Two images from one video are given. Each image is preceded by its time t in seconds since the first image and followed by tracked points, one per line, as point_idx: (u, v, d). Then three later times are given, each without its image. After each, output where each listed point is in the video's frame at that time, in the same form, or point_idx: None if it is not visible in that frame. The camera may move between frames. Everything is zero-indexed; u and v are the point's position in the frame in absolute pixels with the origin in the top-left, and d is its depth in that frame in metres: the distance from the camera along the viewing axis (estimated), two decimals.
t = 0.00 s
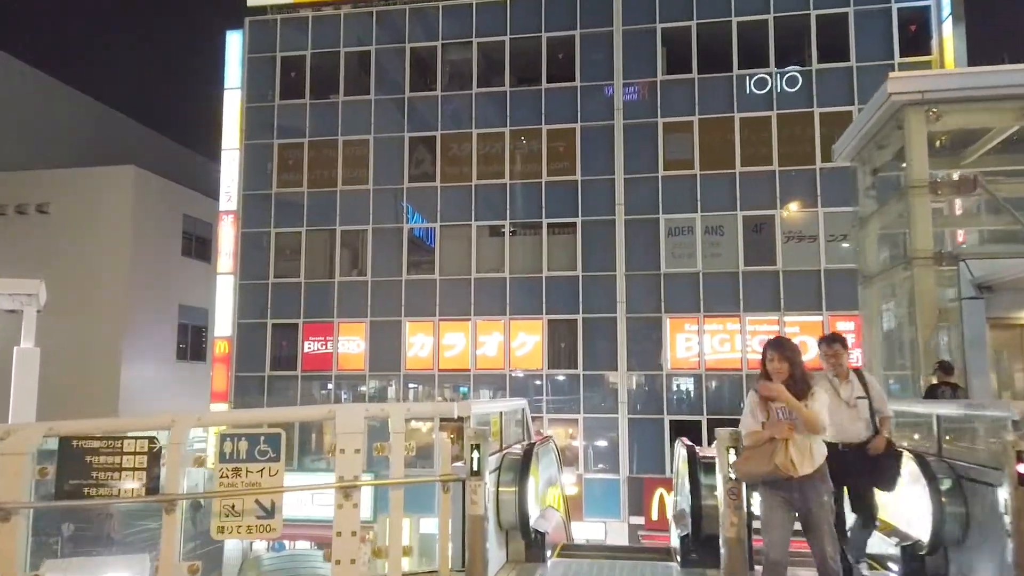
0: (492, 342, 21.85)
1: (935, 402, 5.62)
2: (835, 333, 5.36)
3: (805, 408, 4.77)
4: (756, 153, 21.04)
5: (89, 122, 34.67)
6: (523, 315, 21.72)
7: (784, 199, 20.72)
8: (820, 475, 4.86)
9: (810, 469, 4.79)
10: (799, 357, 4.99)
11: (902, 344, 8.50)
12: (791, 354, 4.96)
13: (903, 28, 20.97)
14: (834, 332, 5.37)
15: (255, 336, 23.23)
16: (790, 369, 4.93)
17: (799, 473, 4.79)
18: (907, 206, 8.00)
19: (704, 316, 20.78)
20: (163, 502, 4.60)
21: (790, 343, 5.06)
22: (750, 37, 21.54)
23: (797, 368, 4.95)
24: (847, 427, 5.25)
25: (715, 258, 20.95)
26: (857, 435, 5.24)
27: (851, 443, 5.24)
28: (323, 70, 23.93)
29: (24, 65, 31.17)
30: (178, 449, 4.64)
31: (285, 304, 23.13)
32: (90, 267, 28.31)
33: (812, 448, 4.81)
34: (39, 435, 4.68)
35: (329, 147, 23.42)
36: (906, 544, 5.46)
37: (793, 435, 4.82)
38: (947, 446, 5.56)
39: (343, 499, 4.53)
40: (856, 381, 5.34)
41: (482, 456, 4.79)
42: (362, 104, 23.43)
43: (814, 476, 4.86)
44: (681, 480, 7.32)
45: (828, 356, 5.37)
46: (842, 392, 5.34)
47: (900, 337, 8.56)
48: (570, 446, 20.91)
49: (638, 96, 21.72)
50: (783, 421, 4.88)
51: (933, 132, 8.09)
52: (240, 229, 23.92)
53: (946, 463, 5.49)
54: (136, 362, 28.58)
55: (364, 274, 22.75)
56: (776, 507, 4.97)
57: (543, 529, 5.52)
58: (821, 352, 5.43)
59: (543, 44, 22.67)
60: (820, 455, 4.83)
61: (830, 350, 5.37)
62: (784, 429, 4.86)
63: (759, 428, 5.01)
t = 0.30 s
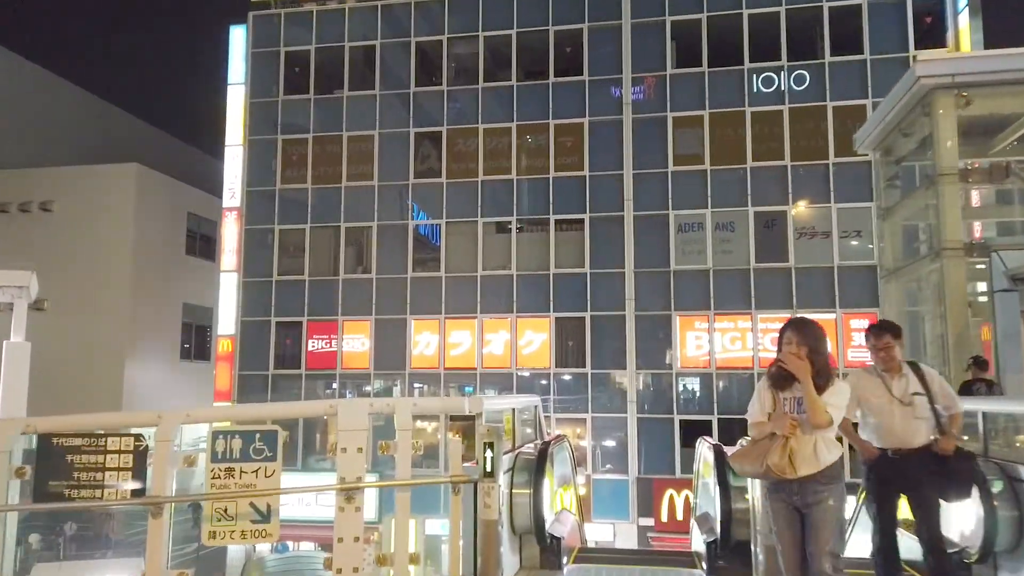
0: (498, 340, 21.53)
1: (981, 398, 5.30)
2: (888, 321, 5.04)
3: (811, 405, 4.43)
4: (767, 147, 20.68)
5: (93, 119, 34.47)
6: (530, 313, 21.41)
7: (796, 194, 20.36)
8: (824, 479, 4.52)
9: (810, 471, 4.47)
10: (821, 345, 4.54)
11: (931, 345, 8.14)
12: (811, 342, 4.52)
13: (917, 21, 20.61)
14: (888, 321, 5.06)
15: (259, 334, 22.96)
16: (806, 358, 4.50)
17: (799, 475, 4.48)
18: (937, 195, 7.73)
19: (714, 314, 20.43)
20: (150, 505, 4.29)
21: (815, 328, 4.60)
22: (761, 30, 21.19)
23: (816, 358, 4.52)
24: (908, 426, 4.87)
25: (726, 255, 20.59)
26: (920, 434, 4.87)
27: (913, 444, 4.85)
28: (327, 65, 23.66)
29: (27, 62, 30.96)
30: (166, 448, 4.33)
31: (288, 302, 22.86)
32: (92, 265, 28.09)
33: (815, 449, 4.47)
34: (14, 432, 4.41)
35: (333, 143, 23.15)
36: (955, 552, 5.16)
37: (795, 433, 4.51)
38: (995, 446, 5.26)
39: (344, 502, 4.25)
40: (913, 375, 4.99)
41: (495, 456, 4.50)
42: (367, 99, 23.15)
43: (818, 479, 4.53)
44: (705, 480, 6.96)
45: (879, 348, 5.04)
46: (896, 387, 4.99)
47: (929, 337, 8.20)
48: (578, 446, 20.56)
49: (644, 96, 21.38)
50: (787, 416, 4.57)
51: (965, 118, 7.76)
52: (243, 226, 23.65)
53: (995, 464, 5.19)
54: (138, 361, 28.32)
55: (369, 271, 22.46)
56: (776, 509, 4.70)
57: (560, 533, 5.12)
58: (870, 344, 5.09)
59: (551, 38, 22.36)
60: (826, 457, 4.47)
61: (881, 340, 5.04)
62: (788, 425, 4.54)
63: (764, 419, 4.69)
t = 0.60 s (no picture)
0: (499, 340, 21.27)
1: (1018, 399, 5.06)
2: (915, 309, 4.73)
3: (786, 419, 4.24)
4: (772, 146, 20.42)
5: (91, 118, 34.19)
6: (532, 313, 21.15)
7: (801, 192, 20.12)
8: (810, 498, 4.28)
9: (789, 490, 4.29)
10: (819, 355, 4.22)
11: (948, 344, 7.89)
12: (807, 350, 4.22)
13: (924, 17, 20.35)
14: (916, 308, 4.74)
15: (257, 334, 22.69)
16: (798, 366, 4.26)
17: (778, 491, 4.34)
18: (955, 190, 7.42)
19: (718, 314, 20.17)
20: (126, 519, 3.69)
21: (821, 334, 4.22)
22: (766, 27, 20.94)
23: (810, 367, 4.25)
24: (948, 425, 4.61)
25: (730, 254, 20.33)
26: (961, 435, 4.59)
27: (956, 445, 4.58)
28: (326, 62, 23.41)
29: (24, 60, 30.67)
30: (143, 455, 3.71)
31: (287, 301, 22.61)
32: (92, 265, 27.85)
33: (795, 465, 4.28)
34: None
35: (333, 141, 22.91)
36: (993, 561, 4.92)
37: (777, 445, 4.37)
38: None
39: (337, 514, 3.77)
40: (949, 368, 4.70)
41: (498, 464, 4.15)
42: (367, 97, 22.90)
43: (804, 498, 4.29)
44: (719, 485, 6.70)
45: (907, 342, 4.77)
46: (930, 383, 4.72)
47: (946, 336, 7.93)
48: (580, 447, 20.29)
49: (645, 97, 21.11)
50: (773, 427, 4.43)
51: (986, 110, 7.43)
52: (242, 225, 23.39)
53: None
54: (137, 362, 28.04)
55: (369, 270, 22.20)
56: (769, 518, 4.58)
57: (566, 545, 4.88)
58: (898, 337, 4.81)
59: (553, 34, 22.11)
60: (807, 477, 4.24)
61: (909, 333, 4.75)
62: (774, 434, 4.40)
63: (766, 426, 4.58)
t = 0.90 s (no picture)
0: (499, 340, 20.98)
1: None
2: (924, 290, 4.06)
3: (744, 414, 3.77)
4: (776, 142, 20.11)
5: (87, 116, 33.87)
6: (532, 312, 20.86)
7: (805, 189, 19.82)
8: (775, 508, 3.67)
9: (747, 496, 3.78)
10: (788, 342, 3.68)
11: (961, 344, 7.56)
12: (775, 337, 3.72)
13: (929, 12, 20.00)
14: (927, 290, 4.06)
15: (254, 334, 22.40)
16: (766, 356, 3.77)
17: (741, 498, 3.83)
18: (972, 181, 7.07)
19: (721, 313, 19.86)
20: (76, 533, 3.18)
21: (799, 324, 3.65)
22: (768, 21, 20.65)
23: (778, 358, 3.73)
24: (966, 427, 3.90)
25: (732, 252, 20.02)
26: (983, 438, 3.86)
27: (978, 452, 3.84)
28: (323, 59, 23.13)
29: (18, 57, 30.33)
30: (101, 463, 3.21)
31: (283, 301, 22.31)
32: (87, 264, 27.48)
33: (755, 467, 3.74)
34: None
35: (330, 139, 22.64)
36: None
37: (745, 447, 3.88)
38: None
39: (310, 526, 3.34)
40: (966, 360, 4.01)
41: (489, 472, 3.69)
42: (365, 93, 22.62)
43: (767, 508, 3.70)
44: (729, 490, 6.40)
45: (913, 330, 4.09)
46: (943, 377, 4.04)
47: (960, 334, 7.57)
48: (580, 449, 20.00)
49: (646, 97, 20.79)
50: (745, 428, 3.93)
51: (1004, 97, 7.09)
52: (237, 224, 23.09)
53: None
54: (135, 362, 27.73)
55: (366, 269, 21.91)
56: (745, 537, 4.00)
57: (564, 556, 4.58)
58: (904, 325, 4.14)
59: (552, 30, 21.83)
60: (764, 480, 3.67)
61: (917, 319, 4.07)
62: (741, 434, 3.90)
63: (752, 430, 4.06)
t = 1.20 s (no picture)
0: (498, 339, 20.72)
1: None
2: (948, 273, 3.70)
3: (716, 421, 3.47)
4: (779, 138, 19.86)
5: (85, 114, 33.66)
6: (531, 311, 20.60)
7: (808, 186, 19.57)
8: (758, 524, 3.36)
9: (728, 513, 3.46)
10: (754, 341, 3.41)
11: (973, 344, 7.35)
12: (741, 337, 3.46)
13: (935, 6, 19.64)
14: (949, 274, 3.71)
15: (250, 334, 22.15)
16: (735, 359, 3.49)
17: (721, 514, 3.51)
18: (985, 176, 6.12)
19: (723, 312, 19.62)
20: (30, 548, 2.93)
21: (764, 322, 3.39)
22: (771, 16, 20.41)
23: (747, 359, 3.45)
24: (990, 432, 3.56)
25: (735, 250, 19.77)
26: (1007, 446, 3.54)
27: (1003, 460, 3.51)
28: (321, 56, 22.90)
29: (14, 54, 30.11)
30: (59, 470, 2.98)
31: (281, 300, 22.05)
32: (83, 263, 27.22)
33: (734, 480, 3.42)
34: None
35: (327, 136, 22.39)
36: None
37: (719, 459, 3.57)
38: None
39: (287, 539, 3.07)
40: (990, 356, 3.67)
41: (484, 479, 3.41)
42: (362, 90, 22.37)
43: (751, 525, 3.38)
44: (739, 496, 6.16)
45: (933, 320, 3.74)
46: (965, 373, 3.69)
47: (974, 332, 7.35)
48: (580, 449, 19.74)
49: (646, 97, 20.56)
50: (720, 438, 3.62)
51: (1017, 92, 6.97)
52: (234, 222, 22.84)
53: None
54: (132, 362, 27.46)
55: (364, 268, 21.65)
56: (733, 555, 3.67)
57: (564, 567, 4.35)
58: (921, 313, 3.80)
59: (552, 26, 21.58)
60: (746, 494, 3.34)
61: (936, 307, 3.72)
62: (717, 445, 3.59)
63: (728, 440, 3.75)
